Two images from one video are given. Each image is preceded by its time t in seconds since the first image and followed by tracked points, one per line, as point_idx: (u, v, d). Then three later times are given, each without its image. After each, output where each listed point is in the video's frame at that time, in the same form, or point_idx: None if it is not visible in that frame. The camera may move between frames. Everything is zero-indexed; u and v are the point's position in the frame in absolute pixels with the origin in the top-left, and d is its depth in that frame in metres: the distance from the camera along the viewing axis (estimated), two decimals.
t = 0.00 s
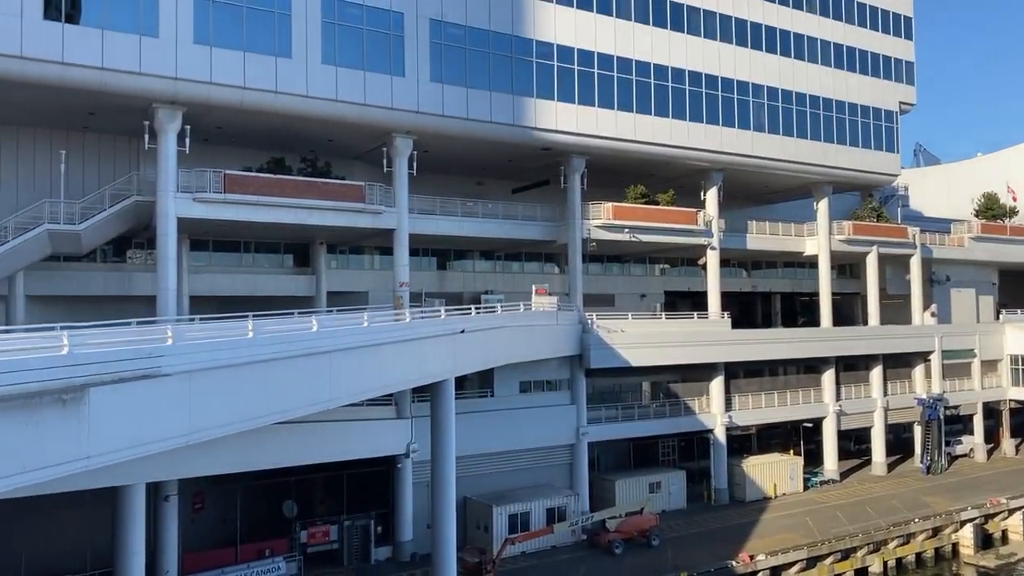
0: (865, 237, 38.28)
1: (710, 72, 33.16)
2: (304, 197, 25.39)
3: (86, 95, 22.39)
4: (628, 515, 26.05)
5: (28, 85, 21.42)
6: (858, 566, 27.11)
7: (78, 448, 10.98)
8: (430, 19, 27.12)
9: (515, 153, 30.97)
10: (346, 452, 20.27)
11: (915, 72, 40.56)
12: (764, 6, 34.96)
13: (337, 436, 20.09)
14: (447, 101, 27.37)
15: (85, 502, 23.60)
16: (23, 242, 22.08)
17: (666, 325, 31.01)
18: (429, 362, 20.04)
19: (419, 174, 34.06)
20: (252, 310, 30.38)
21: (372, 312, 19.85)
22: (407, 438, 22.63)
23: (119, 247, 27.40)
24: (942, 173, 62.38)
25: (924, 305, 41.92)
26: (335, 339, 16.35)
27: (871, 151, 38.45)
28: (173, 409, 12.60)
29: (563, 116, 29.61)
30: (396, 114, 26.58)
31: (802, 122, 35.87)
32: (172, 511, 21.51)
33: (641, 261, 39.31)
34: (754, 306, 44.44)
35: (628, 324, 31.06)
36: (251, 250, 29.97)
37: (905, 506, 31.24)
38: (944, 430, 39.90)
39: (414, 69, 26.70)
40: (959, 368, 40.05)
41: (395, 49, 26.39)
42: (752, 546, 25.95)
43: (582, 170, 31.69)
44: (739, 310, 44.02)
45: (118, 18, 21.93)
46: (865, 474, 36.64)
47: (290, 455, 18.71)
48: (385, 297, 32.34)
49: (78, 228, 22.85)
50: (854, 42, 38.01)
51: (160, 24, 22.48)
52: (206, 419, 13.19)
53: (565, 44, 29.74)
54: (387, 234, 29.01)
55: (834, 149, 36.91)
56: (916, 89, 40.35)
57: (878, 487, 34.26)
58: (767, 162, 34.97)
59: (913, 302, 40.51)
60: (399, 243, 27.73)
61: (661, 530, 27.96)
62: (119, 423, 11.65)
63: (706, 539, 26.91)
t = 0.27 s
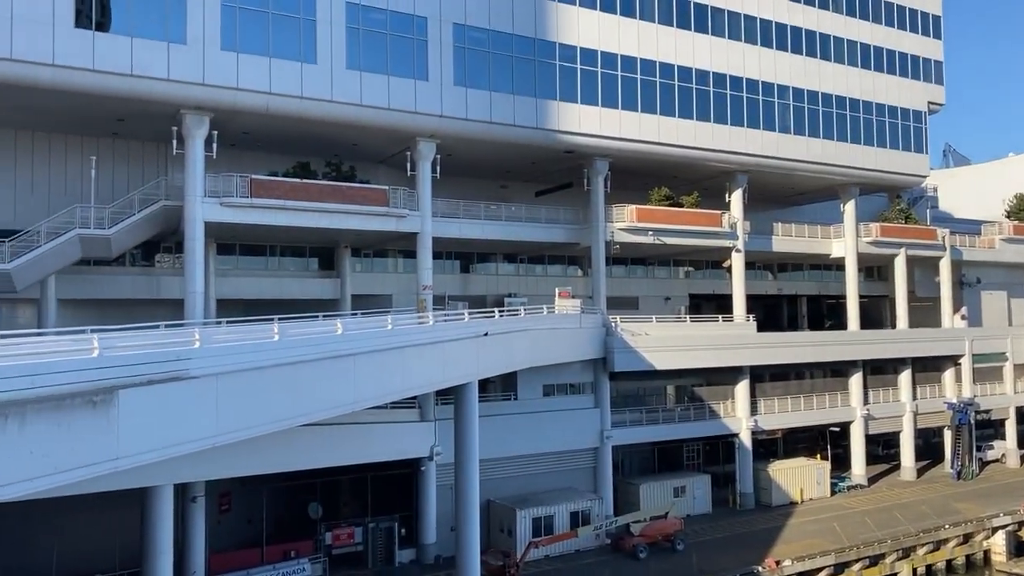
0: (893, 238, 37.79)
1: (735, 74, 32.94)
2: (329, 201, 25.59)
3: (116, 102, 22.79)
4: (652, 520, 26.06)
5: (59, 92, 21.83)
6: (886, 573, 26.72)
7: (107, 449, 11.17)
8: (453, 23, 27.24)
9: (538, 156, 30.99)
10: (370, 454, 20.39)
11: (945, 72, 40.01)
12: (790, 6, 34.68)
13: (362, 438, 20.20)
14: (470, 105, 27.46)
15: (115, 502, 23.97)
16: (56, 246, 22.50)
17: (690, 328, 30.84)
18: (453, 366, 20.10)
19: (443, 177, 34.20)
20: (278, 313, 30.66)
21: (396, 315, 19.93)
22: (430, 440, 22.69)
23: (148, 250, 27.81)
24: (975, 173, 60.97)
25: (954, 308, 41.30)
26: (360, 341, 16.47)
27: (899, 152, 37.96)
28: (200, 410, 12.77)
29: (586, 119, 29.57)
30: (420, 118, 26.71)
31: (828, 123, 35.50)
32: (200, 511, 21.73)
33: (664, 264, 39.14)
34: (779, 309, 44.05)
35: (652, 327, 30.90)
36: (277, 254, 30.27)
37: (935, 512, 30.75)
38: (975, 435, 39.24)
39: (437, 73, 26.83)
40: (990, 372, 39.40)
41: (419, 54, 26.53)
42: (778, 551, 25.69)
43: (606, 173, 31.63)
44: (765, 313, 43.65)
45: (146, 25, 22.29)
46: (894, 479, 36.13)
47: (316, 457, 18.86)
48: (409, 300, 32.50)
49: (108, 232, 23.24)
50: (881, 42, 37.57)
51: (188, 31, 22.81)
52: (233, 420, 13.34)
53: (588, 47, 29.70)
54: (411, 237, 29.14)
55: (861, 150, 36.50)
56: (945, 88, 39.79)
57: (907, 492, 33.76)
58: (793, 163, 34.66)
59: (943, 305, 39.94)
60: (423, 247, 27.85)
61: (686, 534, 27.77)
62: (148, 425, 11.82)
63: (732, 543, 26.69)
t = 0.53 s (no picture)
0: (912, 249, 37.49)
1: (751, 85, 32.88)
2: (346, 214, 25.76)
3: (136, 116, 23.10)
4: (669, 532, 25.82)
5: (82, 107, 22.15)
6: None
7: (127, 459, 11.30)
8: (469, 36, 27.41)
9: (553, 168, 31.06)
10: (386, 466, 20.42)
11: (963, 82, 39.75)
12: (806, 17, 34.64)
13: (378, 450, 20.23)
14: (486, 117, 27.59)
15: (133, 513, 24.08)
16: (77, 259, 22.74)
17: (707, 340, 30.72)
18: (468, 377, 20.12)
19: (459, 189, 34.34)
20: (294, 324, 30.83)
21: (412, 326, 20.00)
22: (446, 452, 22.69)
23: (167, 263, 27.98)
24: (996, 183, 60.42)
25: (974, 319, 40.87)
26: (376, 353, 16.53)
27: (917, 162, 37.72)
28: (218, 422, 12.86)
29: (601, 130, 29.62)
30: (436, 131, 26.86)
31: (845, 134, 35.34)
32: (217, 522, 21.79)
33: (680, 275, 39.04)
34: (796, 321, 43.75)
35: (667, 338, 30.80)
36: (294, 266, 30.48)
37: (956, 526, 30.34)
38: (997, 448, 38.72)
39: (453, 86, 27.00)
40: (1012, 385, 38.92)
41: (435, 67, 26.72)
42: (796, 565, 25.44)
43: (621, 185, 31.65)
44: (782, 324, 43.39)
45: (167, 41, 22.60)
46: (914, 493, 35.70)
47: (332, 469, 18.91)
48: (425, 311, 32.59)
49: (129, 244, 23.46)
50: (898, 52, 37.41)
51: (207, 46, 23.10)
52: (251, 432, 13.42)
53: (603, 59, 29.77)
54: (427, 249, 29.25)
55: (878, 160, 36.29)
56: (964, 98, 39.53)
57: (928, 506, 33.34)
58: (809, 174, 34.51)
59: (963, 317, 39.54)
60: (438, 258, 27.94)
61: (703, 547, 27.56)
62: (167, 436, 11.95)
63: (750, 557, 26.45)
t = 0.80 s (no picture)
0: (924, 272, 37.27)
1: (760, 108, 32.95)
2: (356, 237, 25.86)
3: (150, 140, 23.36)
4: (680, 558, 25.68)
5: (96, 132, 22.43)
6: None
7: (137, 483, 11.30)
8: (479, 61, 27.62)
9: (563, 191, 31.14)
10: (395, 490, 20.31)
11: (973, 104, 39.73)
12: (814, 41, 34.80)
13: (387, 473, 20.13)
14: (495, 141, 27.74)
15: (142, 537, 23.97)
16: (91, 282, 22.89)
17: (718, 363, 30.54)
18: (478, 400, 20.05)
19: (469, 212, 34.45)
20: (305, 347, 30.86)
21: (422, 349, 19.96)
22: (455, 476, 22.56)
23: (179, 285, 28.11)
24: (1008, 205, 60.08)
25: (989, 342, 40.51)
26: (386, 376, 16.49)
27: (928, 184, 37.61)
28: (228, 446, 12.84)
29: (611, 153, 29.72)
30: (446, 154, 27.01)
31: (855, 156, 35.31)
32: (225, 546, 21.68)
33: (691, 297, 38.92)
34: (808, 344, 43.47)
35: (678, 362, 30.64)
36: (305, 288, 30.57)
37: (973, 553, 29.86)
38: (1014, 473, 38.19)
39: (463, 110, 27.19)
40: None
41: (445, 91, 26.92)
42: None
43: (631, 207, 31.68)
44: (794, 347, 43.14)
45: (181, 67, 22.90)
46: (930, 519, 35.19)
47: (341, 493, 18.81)
48: (435, 334, 32.57)
49: (141, 268, 23.59)
50: (908, 74, 37.46)
51: (221, 72, 23.39)
52: (260, 455, 13.39)
53: (613, 83, 29.93)
54: (437, 272, 29.30)
55: (889, 183, 36.21)
56: (974, 121, 39.49)
57: (945, 533, 32.84)
58: (820, 197, 34.47)
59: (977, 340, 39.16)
60: (448, 281, 27.96)
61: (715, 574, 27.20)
62: (177, 459, 11.95)
63: None
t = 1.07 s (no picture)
0: (933, 298, 37.09)
1: (766, 135, 33.07)
2: (363, 263, 25.90)
3: (159, 168, 23.55)
4: None
5: (106, 160, 22.62)
6: None
7: (141, 510, 11.21)
8: (486, 89, 27.83)
9: (569, 217, 31.20)
10: (401, 518, 20.12)
11: (978, 130, 39.81)
12: (819, 68, 35.02)
13: (393, 501, 19.95)
14: (502, 168, 27.88)
15: (145, 566, 23.74)
16: (99, 307, 22.89)
17: (726, 390, 30.34)
18: (484, 427, 19.92)
19: (475, 238, 34.52)
20: (310, 374, 30.81)
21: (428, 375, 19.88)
22: (461, 504, 22.33)
23: (186, 312, 28.14)
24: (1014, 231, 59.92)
25: (999, 369, 40.22)
26: (392, 403, 16.39)
27: (935, 210, 37.58)
28: (233, 472, 12.75)
29: (617, 180, 29.81)
30: (453, 181, 27.13)
31: (861, 183, 35.35)
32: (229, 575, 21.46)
33: (698, 324, 38.79)
34: (816, 370, 43.18)
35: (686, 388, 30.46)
36: (311, 315, 30.57)
37: None
38: None
39: (470, 137, 27.36)
40: None
41: (452, 119, 27.11)
42: None
43: (637, 233, 31.70)
44: (802, 374, 42.85)
45: (191, 96, 23.13)
46: (943, 549, 34.68)
47: (346, 521, 18.64)
48: (441, 361, 32.48)
49: (148, 294, 23.64)
50: (913, 101, 37.60)
51: (230, 100, 23.61)
52: (264, 483, 13.27)
53: (619, 110, 30.09)
54: (444, 298, 29.29)
55: (896, 209, 36.19)
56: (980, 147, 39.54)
57: (958, 563, 32.34)
58: (826, 223, 34.45)
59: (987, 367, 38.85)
60: (455, 307, 27.92)
61: None
62: (183, 486, 11.87)
63: None
